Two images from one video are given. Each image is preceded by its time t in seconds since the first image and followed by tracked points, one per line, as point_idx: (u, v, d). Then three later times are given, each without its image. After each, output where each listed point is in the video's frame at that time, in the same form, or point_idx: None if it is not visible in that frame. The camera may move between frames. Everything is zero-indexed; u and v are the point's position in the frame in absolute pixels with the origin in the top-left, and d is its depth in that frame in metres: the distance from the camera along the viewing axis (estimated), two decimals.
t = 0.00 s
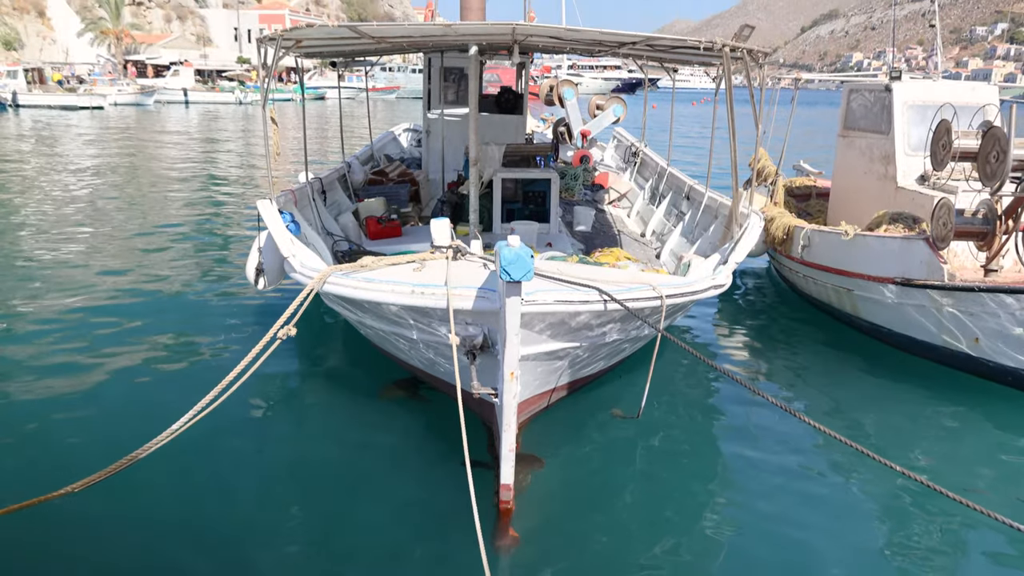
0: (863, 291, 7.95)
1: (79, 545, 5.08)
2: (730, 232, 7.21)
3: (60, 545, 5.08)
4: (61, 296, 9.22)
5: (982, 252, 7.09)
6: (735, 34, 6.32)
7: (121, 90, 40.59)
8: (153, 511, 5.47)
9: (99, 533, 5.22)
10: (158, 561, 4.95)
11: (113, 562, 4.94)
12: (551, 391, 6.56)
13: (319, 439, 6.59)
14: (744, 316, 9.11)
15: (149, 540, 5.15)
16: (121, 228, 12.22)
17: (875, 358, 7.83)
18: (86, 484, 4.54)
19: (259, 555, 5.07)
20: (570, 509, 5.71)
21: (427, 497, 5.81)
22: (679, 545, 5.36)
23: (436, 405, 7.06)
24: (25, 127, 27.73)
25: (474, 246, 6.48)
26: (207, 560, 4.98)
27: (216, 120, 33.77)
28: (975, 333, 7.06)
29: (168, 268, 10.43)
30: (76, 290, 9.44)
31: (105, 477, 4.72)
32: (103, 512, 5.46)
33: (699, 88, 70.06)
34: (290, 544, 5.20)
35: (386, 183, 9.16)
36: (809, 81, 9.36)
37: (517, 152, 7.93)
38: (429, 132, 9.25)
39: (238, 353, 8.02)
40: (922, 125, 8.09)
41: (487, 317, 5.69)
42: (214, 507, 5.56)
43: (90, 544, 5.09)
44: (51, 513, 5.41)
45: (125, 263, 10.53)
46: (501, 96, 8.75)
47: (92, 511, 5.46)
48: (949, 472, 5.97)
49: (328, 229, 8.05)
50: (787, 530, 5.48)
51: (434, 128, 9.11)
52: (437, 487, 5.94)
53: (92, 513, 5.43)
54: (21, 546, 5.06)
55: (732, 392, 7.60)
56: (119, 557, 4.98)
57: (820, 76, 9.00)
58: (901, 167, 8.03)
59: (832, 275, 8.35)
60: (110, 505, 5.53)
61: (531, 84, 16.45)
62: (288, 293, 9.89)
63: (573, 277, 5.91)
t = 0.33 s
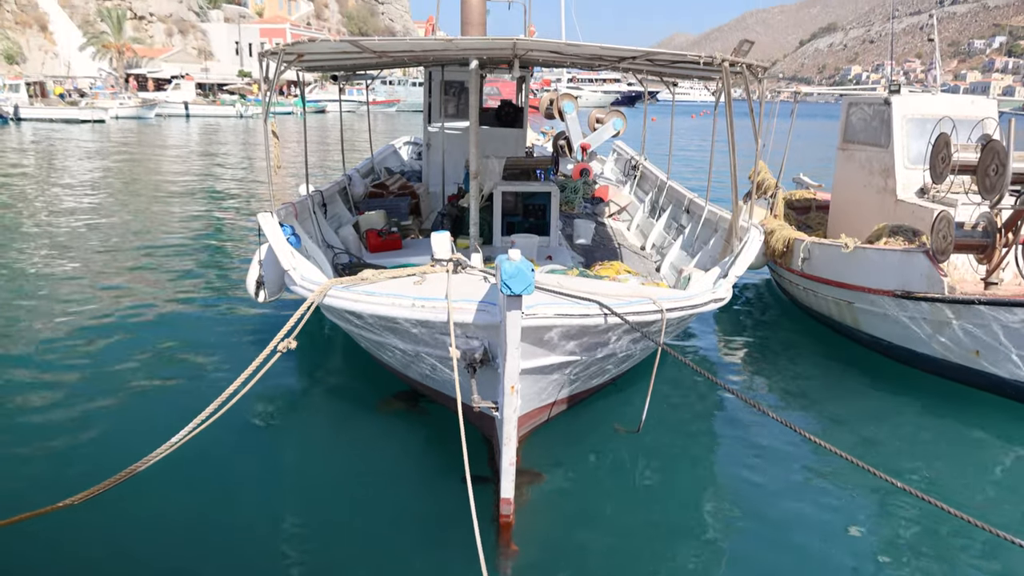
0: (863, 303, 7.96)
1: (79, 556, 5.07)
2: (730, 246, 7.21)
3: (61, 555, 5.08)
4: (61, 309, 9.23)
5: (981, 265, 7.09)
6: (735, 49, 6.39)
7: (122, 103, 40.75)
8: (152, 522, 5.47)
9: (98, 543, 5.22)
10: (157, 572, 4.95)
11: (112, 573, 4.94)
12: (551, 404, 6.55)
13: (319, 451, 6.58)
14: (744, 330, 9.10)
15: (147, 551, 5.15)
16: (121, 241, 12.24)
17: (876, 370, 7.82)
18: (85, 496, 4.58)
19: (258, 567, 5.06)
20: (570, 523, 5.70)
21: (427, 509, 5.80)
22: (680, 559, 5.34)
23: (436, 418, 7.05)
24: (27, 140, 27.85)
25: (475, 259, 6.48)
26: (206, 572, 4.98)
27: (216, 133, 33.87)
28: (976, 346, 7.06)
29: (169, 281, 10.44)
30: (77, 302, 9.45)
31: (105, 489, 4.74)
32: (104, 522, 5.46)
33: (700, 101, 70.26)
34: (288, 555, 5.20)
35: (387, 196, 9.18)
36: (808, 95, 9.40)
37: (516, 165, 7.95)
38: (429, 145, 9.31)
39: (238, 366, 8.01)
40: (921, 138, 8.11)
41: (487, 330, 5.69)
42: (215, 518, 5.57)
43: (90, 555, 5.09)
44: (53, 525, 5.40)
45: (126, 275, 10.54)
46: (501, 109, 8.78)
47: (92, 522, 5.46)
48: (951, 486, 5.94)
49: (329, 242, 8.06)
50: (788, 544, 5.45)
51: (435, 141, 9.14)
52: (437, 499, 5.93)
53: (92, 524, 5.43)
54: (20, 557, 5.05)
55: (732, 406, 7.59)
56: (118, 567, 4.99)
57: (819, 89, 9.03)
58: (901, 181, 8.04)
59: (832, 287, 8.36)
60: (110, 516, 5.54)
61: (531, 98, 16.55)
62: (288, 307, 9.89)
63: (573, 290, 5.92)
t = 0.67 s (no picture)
0: (864, 315, 7.95)
1: (80, 567, 5.07)
2: (730, 258, 7.22)
3: (63, 566, 5.07)
4: (62, 321, 9.21)
5: (982, 277, 7.08)
6: (735, 64, 6.44)
7: (123, 116, 40.85)
8: (152, 533, 5.47)
9: (98, 553, 5.22)
10: None
11: None
12: (551, 418, 6.54)
13: (320, 462, 6.58)
14: (744, 342, 9.10)
15: (147, 561, 5.16)
16: (121, 253, 12.23)
17: (876, 383, 7.80)
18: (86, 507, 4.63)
19: None
20: (571, 535, 5.67)
21: (427, 520, 5.80)
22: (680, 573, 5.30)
23: (436, 431, 7.03)
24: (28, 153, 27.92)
25: (475, 272, 6.49)
26: None
27: (217, 146, 33.99)
28: (977, 358, 7.05)
29: (169, 293, 10.43)
30: (77, 315, 9.43)
31: (105, 501, 4.80)
32: (104, 532, 5.46)
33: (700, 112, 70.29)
34: (287, 566, 5.20)
35: (387, 209, 9.19)
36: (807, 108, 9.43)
37: (517, 178, 7.97)
38: (429, 158, 9.35)
39: (238, 378, 7.99)
40: (920, 151, 8.13)
41: (488, 343, 5.67)
42: (217, 529, 5.56)
43: (90, 565, 5.10)
44: (53, 536, 5.38)
45: (126, 288, 10.53)
46: (501, 122, 8.81)
47: (92, 531, 5.47)
48: (953, 500, 5.91)
49: (329, 254, 8.06)
50: (789, 558, 5.42)
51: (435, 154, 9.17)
52: (437, 511, 5.93)
53: (92, 534, 5.43)
54: (20, 567, 5.05)
55: (733, 419, 7.56)
56: None
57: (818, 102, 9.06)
58: (901, 193, 8.05)
59: (833, 299, 8.35)
60: (110, 526, 5.54)
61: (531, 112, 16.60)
62: (289, 319, 9.88)
63: (573, 303, 5.91)
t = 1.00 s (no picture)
0: (865, 327, 7.94)
1: None
2: (730, 271, 7.22)
3: None
4: (62, 334, 9.21)
5: (982, 289, 7.07)
6: (734, 78, 6.45)
7: (125, 129, 41.00)
8: (150, 545, 5.45)
9: (96, 565, 5.21)
10: None
11: None
12: (552, 430, 6.52)
13: (319, 475, 6.56)
14: (745, 355, 9.07)
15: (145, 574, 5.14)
16: (122, 266, 12.25)
17: (877, 395, 7.78)
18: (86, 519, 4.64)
19: None
20: (571, 549, 5.65)
21: (426, 532, 5.78)
22: None
23: (436, 443, 7.01)
24: (29, 166, 27.99)
25: (476, 284, 6.48)
26: None
27: (218, 158, 34.08)
28: (977, 371, 7.04)
29: (169, 305, 10.43)
30: (77, 328, 9.43)
31: (103, 513, 4.79)
32: (103, 544, 5.44)
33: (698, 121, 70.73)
34: None
35: (388, 221, 9.20)
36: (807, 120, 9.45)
37: (517, 191, 7.98)
38: (429, 170, 9.38)
39: (238, 391, 7.98)
40: (919, 163, 8.14)
41: (489, 355, 5.66)
42: (221, 542, 5.54)
43: None
44: (52, 549, 5.36)
45: (127, 300, 10.53)
46: (501, 134, 8.84)
47: (90, 544, 5.45)
48: (955, 513, 5.88)
49: (330, 266, 8.06)
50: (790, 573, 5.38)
51: (436, 166, 9.20)
52: (436, 523, 5.91)
53: (91, 547, 5.41)
54: None
55: (734, 431, 7.54)
56: None
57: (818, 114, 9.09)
58: (901, 205, 8.06)
59: (834, 310, 8.34)
60: (109, 538, 5.52)
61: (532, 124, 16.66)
62: (289, 331, 9.88)
63: (574, 315, 5.90)
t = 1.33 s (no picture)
0: (866, 339, 7.92)
1: None
2: (731, 283, 7.21)
3: None
4: (61, 346, 9.19)
5: (983, 301, 7.05)
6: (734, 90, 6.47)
7: (126, 141, 41.13)
8: (148, 558, 5.42)
9: None
10: None
11: None
12: (552, 442, 6.49)
13: (318, 487, 6.54)
14: (746, 367, 9.05)
15: None
16: (123, 278, 12.25)
17: (879, 407, 7.76)
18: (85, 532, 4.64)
19: None
20: (572, 562, 5.61)
21: (424, 545, 5.75)
22: None
23: (436, 456, 6.97)
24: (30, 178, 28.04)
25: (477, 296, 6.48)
26: None
27: (219, 171, 34.17)
28: (979, 385, 7.03)
29: (169, 317, 10.42)
30: (77, 340, 9.41)
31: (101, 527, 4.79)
32: (99, 557, 5.41)
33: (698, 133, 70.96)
34: None
35: (388, 233, 9.20)
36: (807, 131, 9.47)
37: (517, 203, 7.99)
38: (430, 183, 9.40)
39: (238, 403, 7.95)
40: (919, 175, 8.15)
41: (489, 367, 5.64)
42: (219, 554, 5.51)
43: None
44: (49, 562, 5.33)
45: (128, 312, 10.53)
46: (502, 147, 8.87)
47: (87, 556, 5.41)
48: (958, 526, 5.83)
49: (330, 278, 8.05)
50: None
51: (436, 178, 9.23)
52: (435, 536, 5.88)
53: (88, 560, 5.38)
54: None
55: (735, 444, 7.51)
56: None
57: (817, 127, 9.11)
58: (901, 217, 8.06)
59: (835, 321, 8.33)
60: (106, 551, 5.49)
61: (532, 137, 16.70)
62: (289, 344, 9.86)
63: (574, 327, 5.89)
